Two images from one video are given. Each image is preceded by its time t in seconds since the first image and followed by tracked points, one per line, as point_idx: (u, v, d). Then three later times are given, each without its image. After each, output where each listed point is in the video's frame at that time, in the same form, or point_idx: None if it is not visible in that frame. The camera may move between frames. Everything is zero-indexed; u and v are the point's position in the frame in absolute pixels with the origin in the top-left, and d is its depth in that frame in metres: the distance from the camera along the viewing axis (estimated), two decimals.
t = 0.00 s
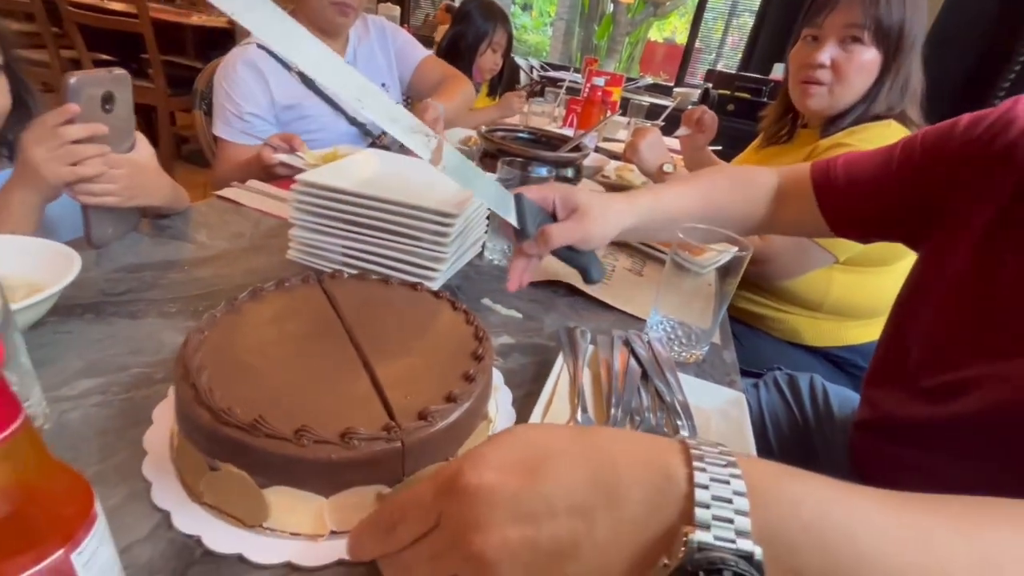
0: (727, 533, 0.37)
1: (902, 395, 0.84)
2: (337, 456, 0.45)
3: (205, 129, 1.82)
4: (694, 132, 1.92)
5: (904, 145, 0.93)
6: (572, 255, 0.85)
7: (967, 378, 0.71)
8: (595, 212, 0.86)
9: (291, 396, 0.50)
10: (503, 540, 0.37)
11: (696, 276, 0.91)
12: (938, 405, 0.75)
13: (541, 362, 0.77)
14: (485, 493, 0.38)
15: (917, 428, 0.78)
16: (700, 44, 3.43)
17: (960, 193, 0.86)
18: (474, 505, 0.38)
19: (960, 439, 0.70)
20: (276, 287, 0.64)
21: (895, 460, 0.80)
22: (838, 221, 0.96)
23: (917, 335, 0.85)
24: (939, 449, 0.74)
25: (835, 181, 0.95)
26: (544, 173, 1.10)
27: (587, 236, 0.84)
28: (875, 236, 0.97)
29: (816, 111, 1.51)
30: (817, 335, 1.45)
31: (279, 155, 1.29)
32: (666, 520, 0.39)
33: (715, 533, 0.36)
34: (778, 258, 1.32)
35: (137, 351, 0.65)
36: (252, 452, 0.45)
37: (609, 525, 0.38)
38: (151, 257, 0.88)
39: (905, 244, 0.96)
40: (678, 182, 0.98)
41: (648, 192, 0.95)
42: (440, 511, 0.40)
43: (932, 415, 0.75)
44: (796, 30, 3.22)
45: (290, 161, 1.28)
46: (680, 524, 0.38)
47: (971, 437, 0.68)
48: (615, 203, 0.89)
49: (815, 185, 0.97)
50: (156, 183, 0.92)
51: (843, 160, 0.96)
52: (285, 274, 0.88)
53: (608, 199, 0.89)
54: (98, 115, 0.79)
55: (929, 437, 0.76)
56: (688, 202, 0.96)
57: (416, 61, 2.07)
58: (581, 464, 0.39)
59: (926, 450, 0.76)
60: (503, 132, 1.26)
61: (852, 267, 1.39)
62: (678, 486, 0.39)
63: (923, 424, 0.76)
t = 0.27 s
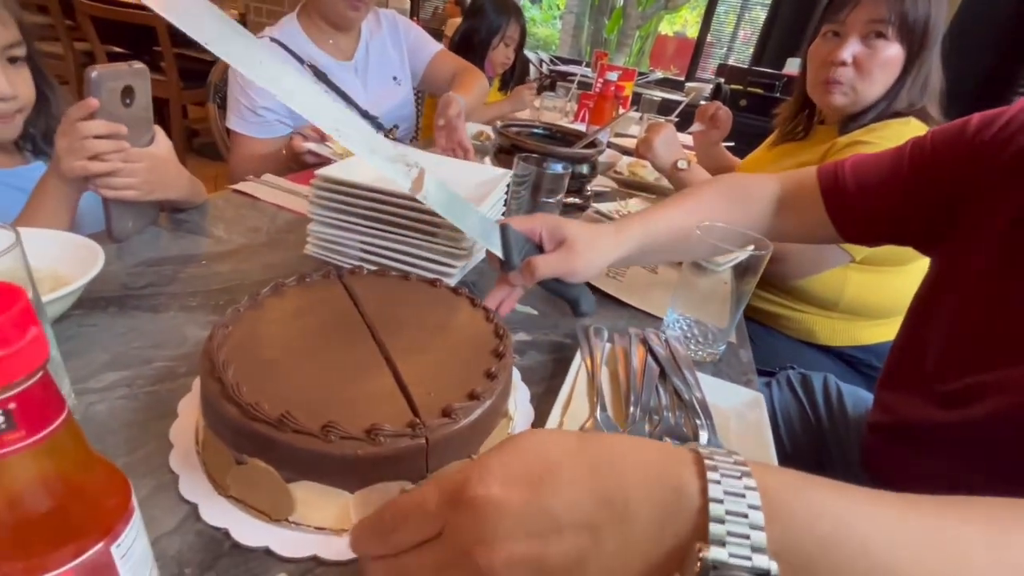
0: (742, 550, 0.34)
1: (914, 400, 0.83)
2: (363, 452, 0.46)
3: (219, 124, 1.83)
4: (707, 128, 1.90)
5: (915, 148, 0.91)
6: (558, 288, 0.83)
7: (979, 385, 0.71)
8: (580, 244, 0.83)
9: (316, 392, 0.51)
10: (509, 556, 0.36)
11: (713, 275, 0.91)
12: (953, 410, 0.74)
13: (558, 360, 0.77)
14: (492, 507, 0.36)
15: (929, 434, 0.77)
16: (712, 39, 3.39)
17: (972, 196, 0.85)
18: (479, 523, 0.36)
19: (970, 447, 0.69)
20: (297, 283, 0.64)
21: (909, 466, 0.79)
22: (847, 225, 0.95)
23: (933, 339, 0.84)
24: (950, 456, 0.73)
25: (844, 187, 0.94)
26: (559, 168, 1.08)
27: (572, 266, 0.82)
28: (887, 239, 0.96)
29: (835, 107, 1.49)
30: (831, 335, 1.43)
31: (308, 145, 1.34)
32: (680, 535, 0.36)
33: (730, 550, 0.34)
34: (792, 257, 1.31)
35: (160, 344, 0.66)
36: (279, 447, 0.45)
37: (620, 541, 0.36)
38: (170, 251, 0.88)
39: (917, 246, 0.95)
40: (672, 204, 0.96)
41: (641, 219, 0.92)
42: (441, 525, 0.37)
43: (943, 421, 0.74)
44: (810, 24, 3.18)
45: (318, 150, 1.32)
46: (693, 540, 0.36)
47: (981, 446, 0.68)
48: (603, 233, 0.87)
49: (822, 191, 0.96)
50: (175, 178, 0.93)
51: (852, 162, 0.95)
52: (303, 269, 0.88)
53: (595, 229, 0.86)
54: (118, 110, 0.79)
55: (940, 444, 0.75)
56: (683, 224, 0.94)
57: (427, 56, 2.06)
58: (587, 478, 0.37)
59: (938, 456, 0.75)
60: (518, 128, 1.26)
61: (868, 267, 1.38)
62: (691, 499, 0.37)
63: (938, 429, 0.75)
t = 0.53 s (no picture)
0: (731, 569, 0.33)
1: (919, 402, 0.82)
2: (372, 454, 0.44)
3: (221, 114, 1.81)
4: (714, 123, 1.88)
5: (921, 146, 0.90)
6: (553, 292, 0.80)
7: (986, 389, 0.69)
8: (574, 246, 0.81)
9: (322, 390, 0.49)
10: (489, 567, 0.34)
11: (724, 273, 0.91)
12: (960, 413, 0.72)
13: (567, 358, 0.76)
14: (474, 513, 0.34)
15: (933, 438, 0.76)
16: (716, 33, 3.35)
17: (979, 196, 0.83)
18: (457, 531, 0.34)
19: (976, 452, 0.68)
20: (302, 279, 0.63)
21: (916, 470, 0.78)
22: (852, 226, 0.93)
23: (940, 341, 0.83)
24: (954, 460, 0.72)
25: (849, 186, 0.92)
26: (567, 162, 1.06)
27: (566, 270, 0.80)
28: (891, 239, 0.95)
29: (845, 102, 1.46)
30: (837, 333, 1.42)
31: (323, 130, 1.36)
32: (664, 553, 0.35)
33: (718, 568, 0.33)
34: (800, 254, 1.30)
35: (162, 340, 0.65)
36: (286, 449, 0.44)
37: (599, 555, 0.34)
38: (171, 244, 0.87)
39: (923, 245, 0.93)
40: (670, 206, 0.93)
41: (638, 221, 0.91)
42: (420, 532, 0.35)
43: (948, 425, 0.73)
44: (816, 18, 3.15)
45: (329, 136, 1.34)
46: (678, 559, 0.35)
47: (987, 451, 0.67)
48: (600, 236, 0.85)
49: (827, 191, 0.94)
50: (177, 169, 0.91)
51: (857, 161, 0.93)
52: (307, 263, 0.87)
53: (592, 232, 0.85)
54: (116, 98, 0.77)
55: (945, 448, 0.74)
56: (683, 225, 0.92)
57: (431, 48, 2.03)
58: (575, 487, 0.35)
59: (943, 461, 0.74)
60: (525, 121, 1.24)
61: (875, 265, 1.36)
62: (680, 515, 0.35)
63: (945, 432, 0.74)
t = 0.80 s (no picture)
0: (701, 535, 0.30)
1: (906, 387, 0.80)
2: (331, 435, 0.42)
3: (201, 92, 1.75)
4: (707, 107, 1.85)
5: (912, 128, 0.88)
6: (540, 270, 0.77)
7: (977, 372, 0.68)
8: (559, 223, 0.78)
9: (281, 368, 0.46)
10: (447, 536, 0.30)
11: (713, 257, 0.93)
12: (950, 399, 0.71)
13: (549, 340, 0.73)
14: (432, 478, 0.31)
15: (920, 423, 0.74)
16: (712, 20, 3.31)
17: (971, 177, 0.82)
18: (415, 493, 0.31)
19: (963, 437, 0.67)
20: (266, 254, 0.60)
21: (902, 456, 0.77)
22: (840, 208, 0.92)
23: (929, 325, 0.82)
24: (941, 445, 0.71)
25: (837, 168, 0.91)
26: (555, 140, 1.02)
27: (551, 246, 0.77)
28: (881, 224, 0.93)
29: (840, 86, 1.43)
30: (826, 320, 1.41)
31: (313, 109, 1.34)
32: (635, 520, 0.31)
33: (687, 533, 0.30)
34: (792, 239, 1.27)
35: (118, 317, 0.61)
36: (238, 430, 0.41)
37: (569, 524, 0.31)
38: (135, 219, 0.82)
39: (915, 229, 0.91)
40: (659, 186, 0.91)
41: (625, 200, 0.88)
42: (375, 502, 0.32)
43: (936, 409, 0.72)
44: (812, 6, 3.11)
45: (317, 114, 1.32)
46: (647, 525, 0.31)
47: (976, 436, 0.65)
48: (584, 214, 0.82)
49: (815, 173, 0.93)
50: (143, 142, 0.87)
51: (845, 144, 0.92)
52: (279, 240, 0.83)
53: (577, 210, 0.82)
54: (80, 65, 0.73)
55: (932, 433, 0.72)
56: (670, 206, 0.89)
57: (418, 23, 1.97)
58: (543, 450, 0.32)
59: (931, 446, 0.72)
60: (511, 99, 1.20)
61: (866, 251, 1.34)
62: (650, 479, 0.32)
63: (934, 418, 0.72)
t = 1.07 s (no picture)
0: (731, 472, 0.41)
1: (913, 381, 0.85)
2: (402, 410, 0.48)
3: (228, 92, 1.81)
4: (721, 107, 1.89)
5: (920, 134, 0.92)
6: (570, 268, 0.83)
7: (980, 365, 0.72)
8: (588, 222, 0.84)
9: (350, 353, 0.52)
10: (523, 472, 0.41)
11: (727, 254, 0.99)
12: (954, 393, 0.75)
13: (576, 332, 0.79)
14: (507, 430, 0.42)
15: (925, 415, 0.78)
16: (724, 15, 3.32)
17: (976, 181, 0.86)
18: (497, 441, 0.42)
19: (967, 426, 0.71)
20: (321, 252, 0.65)
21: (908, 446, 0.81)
22: (851, 212, 0.95)
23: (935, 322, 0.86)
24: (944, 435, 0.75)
25: (847, 172, 0.94)
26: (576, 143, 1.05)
27: (581, 245, 0.84)
28: (889, 225, 0.97)
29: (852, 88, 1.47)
30: (836, 316, 1.45)
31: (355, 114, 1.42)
32: (673, 463, 0.43)
33: (720, 471, 0.41)
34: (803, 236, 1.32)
35: (189, 308, 0.68)
36: (322, 405, 0.47)
37: (618, 467, 0.42)
38: (190, 218, 0.89)
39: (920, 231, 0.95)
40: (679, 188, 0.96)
41: (647, 201, 0.93)
42: (461, 448, 0.44)
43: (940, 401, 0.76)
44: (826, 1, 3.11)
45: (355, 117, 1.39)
46: (686, 466, 0.42)
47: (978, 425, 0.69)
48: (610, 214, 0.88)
49: (825, 178, 0.96)
50: (195, 145, 0.93)
51: (855, 148, 0.96)
52: (323, 238, 0.89)
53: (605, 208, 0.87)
54: (144, 75, 0.80)
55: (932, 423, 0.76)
56: (692, 206, 0.94)
57: (437, 24, 2.02)
58: (595, 411, 0.44)
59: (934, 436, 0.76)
60: (534, 102, 1.25)
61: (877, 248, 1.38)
62: (686, 435, 0.43)
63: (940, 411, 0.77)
